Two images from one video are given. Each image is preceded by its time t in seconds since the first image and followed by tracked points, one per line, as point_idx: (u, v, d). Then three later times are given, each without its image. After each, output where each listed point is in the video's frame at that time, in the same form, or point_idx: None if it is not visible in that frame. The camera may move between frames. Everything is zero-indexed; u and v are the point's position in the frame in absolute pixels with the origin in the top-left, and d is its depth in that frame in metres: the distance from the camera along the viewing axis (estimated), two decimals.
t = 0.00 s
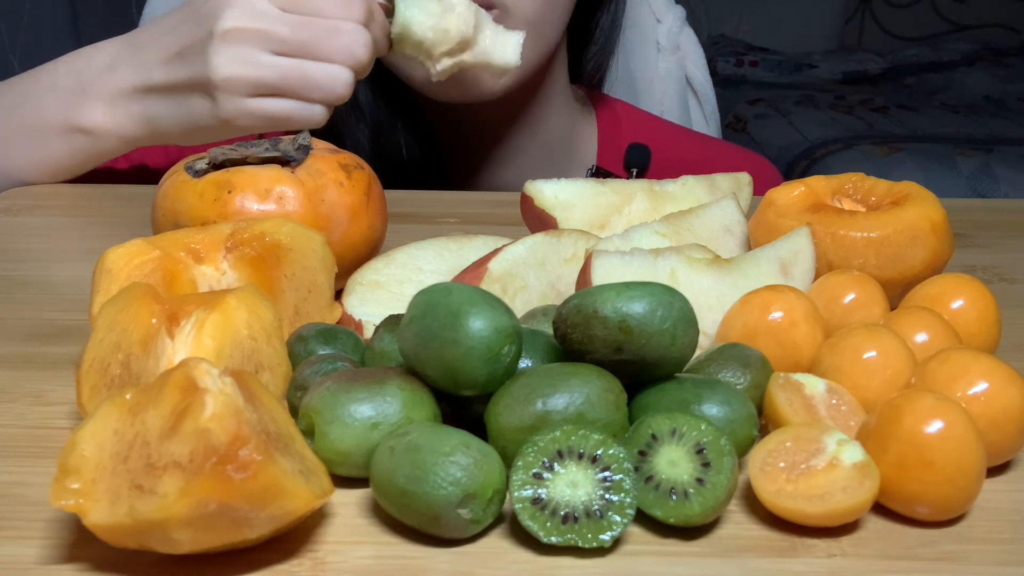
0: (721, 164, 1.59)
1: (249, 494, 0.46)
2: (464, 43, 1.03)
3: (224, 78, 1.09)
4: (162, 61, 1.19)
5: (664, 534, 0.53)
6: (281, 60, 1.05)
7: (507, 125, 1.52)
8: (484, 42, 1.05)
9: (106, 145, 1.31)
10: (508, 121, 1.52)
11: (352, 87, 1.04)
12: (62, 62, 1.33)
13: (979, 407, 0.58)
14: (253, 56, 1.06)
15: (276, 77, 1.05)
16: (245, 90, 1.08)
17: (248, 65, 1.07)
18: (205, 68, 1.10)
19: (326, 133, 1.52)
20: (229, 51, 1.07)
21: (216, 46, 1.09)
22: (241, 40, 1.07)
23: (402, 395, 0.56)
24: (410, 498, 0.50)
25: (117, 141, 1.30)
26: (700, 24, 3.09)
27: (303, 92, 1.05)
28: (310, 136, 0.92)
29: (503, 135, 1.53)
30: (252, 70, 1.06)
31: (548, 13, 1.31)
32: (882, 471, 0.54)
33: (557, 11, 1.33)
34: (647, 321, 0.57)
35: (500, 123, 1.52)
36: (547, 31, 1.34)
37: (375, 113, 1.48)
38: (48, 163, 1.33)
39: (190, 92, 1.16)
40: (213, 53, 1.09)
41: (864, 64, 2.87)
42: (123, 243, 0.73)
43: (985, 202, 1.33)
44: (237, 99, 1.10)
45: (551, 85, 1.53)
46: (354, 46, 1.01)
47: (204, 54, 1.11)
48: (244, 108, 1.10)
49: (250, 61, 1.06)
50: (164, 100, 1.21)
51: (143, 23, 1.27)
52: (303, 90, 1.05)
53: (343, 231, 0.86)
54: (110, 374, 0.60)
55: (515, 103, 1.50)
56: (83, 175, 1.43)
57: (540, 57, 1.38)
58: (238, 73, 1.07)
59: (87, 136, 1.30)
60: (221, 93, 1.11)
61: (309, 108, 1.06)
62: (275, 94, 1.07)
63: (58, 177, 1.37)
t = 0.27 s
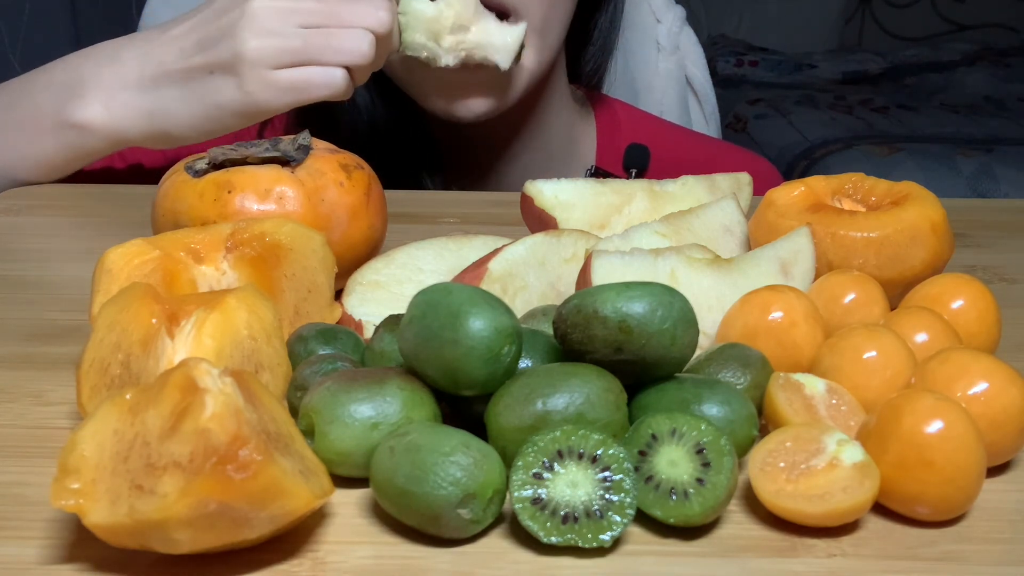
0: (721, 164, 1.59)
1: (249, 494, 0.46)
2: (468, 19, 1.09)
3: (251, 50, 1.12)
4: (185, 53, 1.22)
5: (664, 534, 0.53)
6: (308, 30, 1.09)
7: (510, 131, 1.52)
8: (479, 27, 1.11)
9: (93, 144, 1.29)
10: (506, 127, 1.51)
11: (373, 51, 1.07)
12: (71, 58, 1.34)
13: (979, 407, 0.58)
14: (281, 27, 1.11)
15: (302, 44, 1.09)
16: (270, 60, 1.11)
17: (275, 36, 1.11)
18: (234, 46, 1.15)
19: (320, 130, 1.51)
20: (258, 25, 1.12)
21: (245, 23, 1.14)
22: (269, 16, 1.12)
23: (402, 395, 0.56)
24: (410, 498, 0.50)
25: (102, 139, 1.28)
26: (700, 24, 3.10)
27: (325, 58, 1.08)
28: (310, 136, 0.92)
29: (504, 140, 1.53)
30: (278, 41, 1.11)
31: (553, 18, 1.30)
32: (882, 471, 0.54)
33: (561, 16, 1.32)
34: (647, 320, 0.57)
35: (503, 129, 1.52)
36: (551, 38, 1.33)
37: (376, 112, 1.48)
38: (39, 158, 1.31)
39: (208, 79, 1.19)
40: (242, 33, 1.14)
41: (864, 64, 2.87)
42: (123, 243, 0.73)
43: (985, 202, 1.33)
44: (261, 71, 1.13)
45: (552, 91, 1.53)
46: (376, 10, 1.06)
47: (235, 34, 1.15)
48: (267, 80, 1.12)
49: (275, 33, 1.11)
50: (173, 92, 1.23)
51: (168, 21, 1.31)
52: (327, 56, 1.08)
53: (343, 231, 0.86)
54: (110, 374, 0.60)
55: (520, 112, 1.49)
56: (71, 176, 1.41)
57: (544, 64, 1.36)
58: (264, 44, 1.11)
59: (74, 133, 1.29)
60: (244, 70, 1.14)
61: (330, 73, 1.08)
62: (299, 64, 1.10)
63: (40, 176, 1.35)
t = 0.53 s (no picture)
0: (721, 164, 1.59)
1: (249, 495, 0.46)
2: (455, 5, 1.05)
3: (245, 40, 1.12)
4: (180, 46, 1.22)
5: (664, 534, 0.53)
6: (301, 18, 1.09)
7: (508, 130, 1.52)
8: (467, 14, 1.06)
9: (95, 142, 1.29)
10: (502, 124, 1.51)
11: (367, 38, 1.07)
12: (71, 56, 1.34)
13: (979, 407, 0.58)
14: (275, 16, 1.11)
15: (295, 31, 1.09)
16: (265, 49, 1.11)
17: (268, 26, 1.11)
18: (228, 37, 1.15)
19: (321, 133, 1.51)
20: (252, 14, 1.13)
21: (239, 13, 1.14)
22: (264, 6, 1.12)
23: (402, 395, 0.56)
24: (410, 498, 0.50)
25: (104, 136, 1.29)
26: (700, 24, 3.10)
27: (318, 45, 1.08)
28: (310, 136, 0.92)
29: (502, 138, 1.53)
30: (270, 31, 1.11)
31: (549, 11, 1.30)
32: (882, 471, 0.54)
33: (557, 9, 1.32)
34: (647, 320, 0.57)
35: (501, 128, 1.52)
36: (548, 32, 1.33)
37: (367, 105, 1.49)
38: (36, 154, 1.31)
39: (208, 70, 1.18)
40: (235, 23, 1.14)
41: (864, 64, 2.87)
42: (123, 243, 0.73)
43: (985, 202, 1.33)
44: (255, 61, 1.13)
45: (552, 87, 1.53)
46: None
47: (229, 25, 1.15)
48: (262, 70, 1.13)
49: (268, 23, 1.11)
50: (169, 85, 1.23)
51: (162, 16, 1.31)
52: (320, 43, 1.08)
53: (343, 231, 0.86)
54: (110, 373, 0.60)
55: (513, 101, 1.49)
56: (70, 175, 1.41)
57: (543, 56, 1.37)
58: (257, 34, 1.11)
59: (73, 129, 1.29)
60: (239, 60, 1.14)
61: (322, 61, 1.08)
62: (293, 53, 1.10)
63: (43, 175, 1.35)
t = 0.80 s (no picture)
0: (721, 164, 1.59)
1: (249, 495, 0.46)
2: (466, 8, 1.09)
3: (238, 32, 1.11)
4: (185, 38, 1.22)
5: (664, 534, 0.53)
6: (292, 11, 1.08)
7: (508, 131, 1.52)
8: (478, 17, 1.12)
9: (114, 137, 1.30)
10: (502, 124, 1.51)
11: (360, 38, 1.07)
12: (89, 54, 1.36)
13: (979, 407, 0.58)
14: (265, 8, 1.10)
15: (286, 26, 1.08)
16: (257, 42, 1.10)
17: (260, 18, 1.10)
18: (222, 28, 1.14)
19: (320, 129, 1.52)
20: (246, 7, 1.12)
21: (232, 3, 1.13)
22: None
23: (402, 395, 0.56)
24: (410, 498, 0.50)
25: (122, 132, 1.29)
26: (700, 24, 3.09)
27: (310, 41, 1.07)
28: (310, 136, 0.92)
29: (501, 138, 1.53)
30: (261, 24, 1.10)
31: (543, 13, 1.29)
32: (882, 471, 0.54)
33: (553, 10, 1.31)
34: (647, 321, 0.57)
35: (500, 129, 1.51)
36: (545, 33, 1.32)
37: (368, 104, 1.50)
38: (50, 149, 1.32)
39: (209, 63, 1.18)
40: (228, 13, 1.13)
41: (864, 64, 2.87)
42: (123, 243, 0.73)
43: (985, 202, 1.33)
44: (248, 54, 1.12)
45: (550, 87, 1.52)
46: None
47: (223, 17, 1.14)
48: (255, 63, 1.12)
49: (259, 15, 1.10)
50: (179, 79, 1.23)
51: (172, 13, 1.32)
52: (312, 39, 1.07)
53: (343, 231, 0.86)
54: (110, 373, 0.60)
55: (512, 101, 1.48)
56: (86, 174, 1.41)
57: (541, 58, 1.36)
58: (249, 27, 1.10)
59: (93, 122, 1.30)
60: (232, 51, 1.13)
61: (314, 57, 1.07)
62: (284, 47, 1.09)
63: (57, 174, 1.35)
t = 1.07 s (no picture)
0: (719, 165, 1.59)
1: (249, 495, 0.46)
2: (478, 13, 1.11)
3: (272, 49, 1.16)
4: (209, 52, 1.24)
5: (663, 534, 0.53)
6: (326, 27, 1.14)
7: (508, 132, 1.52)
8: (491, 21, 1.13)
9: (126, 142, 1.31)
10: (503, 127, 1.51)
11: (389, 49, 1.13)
12: (100, 58, 1.36)
13: (979, 407, 0.58)
14: (301, 26, 1.15)
15: (322, 41, 1.14)
16: (293, 59, 1.16)
17: (295, 36, 1.15)
18: (255, 43, 1.18)
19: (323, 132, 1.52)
20: (278, 25, 1.17)
21: (266, 23, 1.18)
22: (289, 15, 1.16)
23: (402, 395, 0.56)
24: (410, 498, 0.50)
25: (135, 138, 1.30)
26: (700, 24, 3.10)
27: (345, 55, 1.13)
28: (310, 136, 0.92)
29: (501, 141, 1.53)
30: (298, 40, 1.15)
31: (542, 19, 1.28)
32: (882, 471, 0.54)
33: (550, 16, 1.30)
34: (647, 320, 0.57)
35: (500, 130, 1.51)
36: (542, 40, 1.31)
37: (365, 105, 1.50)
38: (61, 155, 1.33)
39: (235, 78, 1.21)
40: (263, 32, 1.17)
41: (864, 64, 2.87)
42: (123, 243, 0.73)
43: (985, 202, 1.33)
44: (283, 70, 1.17)
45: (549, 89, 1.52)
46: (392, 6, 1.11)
47: (256, 35, 1.18)
48: (289, 79, 1.17)
49: (294, 32, 1.16)
50: (202, 92, 1.25)
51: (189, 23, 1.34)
52: (346, 52, 1.13)
53: (343, 231, 0.86)
54: (110, 374, 0.60)
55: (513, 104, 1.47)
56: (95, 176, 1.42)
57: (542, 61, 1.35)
58: (286, 44, 1.16)
59: (104, 129, 1.30)
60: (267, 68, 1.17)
61: (349, 70, 1.13)
62: (320, 62, 1.15)
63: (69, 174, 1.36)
